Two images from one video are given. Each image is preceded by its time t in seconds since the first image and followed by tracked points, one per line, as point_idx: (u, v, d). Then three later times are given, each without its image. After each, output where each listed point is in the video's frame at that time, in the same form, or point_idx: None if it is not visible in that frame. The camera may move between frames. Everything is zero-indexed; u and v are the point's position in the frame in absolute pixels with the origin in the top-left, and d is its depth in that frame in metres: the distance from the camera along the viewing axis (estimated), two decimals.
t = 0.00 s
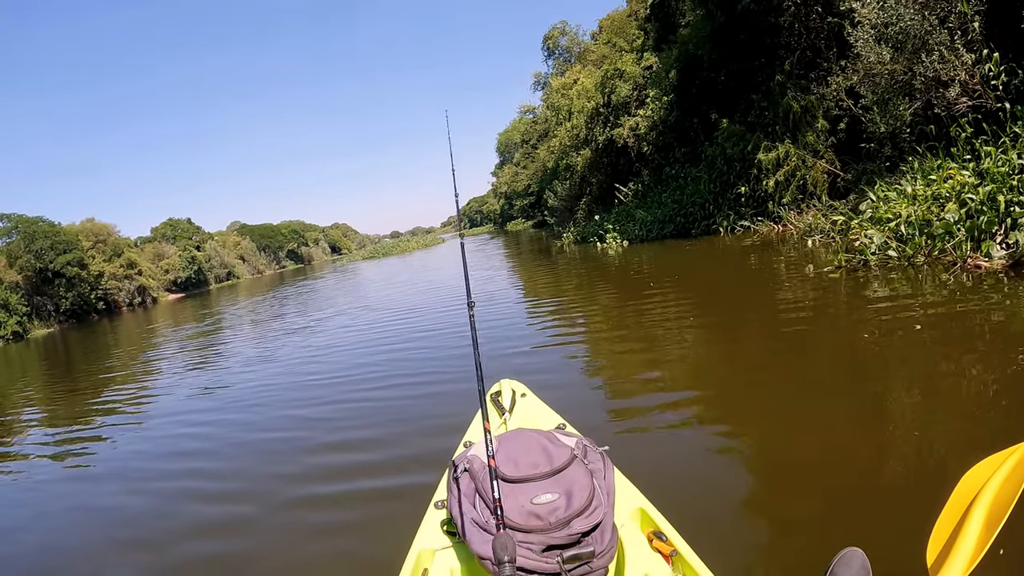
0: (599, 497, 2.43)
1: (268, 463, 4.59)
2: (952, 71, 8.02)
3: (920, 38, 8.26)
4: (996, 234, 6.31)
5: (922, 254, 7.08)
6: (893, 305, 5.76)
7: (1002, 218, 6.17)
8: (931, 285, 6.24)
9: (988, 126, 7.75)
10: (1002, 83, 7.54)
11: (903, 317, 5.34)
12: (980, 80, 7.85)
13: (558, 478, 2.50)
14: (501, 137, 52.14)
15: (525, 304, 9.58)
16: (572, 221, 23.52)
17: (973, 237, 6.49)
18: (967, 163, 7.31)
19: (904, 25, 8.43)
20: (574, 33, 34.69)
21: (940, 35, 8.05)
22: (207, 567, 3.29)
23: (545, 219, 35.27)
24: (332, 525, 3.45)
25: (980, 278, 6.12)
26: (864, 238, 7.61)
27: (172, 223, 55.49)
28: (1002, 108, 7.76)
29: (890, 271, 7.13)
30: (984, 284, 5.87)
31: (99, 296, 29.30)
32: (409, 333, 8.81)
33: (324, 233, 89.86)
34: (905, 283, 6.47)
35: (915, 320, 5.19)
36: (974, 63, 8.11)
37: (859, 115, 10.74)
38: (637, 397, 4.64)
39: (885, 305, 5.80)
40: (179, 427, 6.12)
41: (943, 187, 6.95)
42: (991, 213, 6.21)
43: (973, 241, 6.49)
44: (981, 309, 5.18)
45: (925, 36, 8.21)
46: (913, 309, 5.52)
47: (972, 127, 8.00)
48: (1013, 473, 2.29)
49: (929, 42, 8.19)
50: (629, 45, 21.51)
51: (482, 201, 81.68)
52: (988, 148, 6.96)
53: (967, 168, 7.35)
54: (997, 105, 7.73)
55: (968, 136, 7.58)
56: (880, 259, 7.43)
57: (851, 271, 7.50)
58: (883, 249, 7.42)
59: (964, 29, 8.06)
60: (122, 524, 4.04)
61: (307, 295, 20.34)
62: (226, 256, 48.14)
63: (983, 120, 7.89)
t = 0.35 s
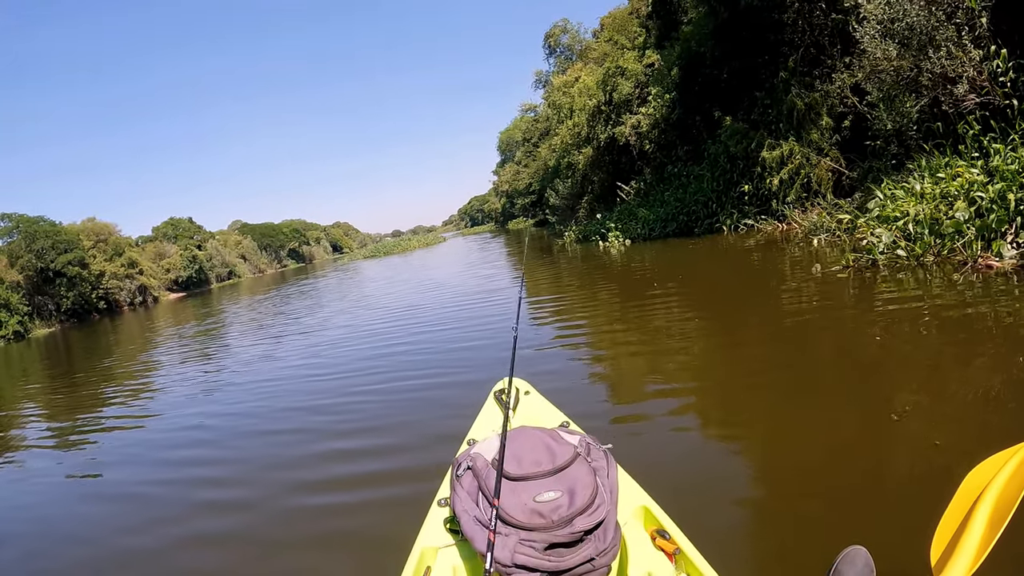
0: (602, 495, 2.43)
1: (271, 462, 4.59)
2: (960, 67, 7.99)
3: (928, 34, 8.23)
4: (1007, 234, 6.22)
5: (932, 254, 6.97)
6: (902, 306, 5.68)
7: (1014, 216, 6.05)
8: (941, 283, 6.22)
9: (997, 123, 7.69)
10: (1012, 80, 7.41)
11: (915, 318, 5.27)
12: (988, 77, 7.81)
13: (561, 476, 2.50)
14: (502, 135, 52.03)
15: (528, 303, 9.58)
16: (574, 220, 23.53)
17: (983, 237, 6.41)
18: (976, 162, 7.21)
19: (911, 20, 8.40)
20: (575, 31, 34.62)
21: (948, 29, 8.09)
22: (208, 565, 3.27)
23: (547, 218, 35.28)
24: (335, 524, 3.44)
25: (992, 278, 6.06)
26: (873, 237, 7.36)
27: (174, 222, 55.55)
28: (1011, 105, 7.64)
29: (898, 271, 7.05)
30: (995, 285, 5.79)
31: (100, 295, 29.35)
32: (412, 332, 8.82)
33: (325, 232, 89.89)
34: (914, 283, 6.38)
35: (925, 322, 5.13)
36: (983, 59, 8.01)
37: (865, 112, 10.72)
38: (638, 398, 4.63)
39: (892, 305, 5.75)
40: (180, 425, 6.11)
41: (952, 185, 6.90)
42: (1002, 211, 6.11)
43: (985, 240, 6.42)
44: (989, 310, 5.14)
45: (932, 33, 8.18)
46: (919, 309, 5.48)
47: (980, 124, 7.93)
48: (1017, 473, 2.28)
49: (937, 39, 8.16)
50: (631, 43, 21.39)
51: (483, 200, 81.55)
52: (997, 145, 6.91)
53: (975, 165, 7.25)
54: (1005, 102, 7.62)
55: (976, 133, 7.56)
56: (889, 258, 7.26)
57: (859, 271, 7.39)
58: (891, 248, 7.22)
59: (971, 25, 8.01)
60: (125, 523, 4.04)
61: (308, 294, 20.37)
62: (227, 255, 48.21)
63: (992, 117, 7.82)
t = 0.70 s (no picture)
0: (609, 492, 2.43)
1: (276, 460, 4.61)
2: (967, 63, 7.99)
3: (936, 30, 8.27)
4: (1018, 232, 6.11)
5: (942, 254, 6.89)
6: (911, 306, 5.63)
7: None
8: (952, 284, 6.11)
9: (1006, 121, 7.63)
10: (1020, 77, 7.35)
11: (924, 317, 5.23)
12: (997, 74, 7.73)
13: (567, 473, 2.51)
14: (504, 133, 51.96)
15: (531, 301, 9.59)
16: (575, 218, 23.52)
17: (994, 237, 6.34)
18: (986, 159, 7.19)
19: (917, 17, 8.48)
20: (576, 28, 34.54)
21: (956, 26, 8.11)
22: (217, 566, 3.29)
23: (548, 216, 35.27)
24: (341, 524, 3.44)
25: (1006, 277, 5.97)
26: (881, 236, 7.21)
27: (175, 221, 55.62)
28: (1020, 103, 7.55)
29: (910, 270, 6.95)
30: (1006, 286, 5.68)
31: (101, 294, 29.41)
32: (415, 330, 8.84)
33: (326, 231, 90.05)
34: (923, 283, 6.32)
35: (934, 321, 5.09)
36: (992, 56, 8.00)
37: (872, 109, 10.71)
38: (641, 397, 4.64)
39: (902, 305, 5.70)
40: (185, 425, 6.14)
41: (962, 183, 6.84)
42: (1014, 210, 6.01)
43: (996, 238, 6.35)
44: (998, 310, 5.10)
45: (941, 28, 8.23)
46: (928, 309, 5.42)
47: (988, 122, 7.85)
48: None
49: (945, 35, 8.21)
50: (633, 40, 21.28)
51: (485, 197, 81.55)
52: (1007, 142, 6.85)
53: (984, 163, 7.20)
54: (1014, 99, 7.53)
55: (985, 130, 7.50)
56: (899, 257, 7.15)
57: (868, 272, 7.27)
58: (901, 247, 7.09)
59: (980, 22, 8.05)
60: (131, 522, 4.05)
61: (310, 293, 20.39)
62: (228, 253, 48.26)
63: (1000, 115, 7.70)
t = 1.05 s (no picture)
0: (615, 488, 2.44)
1: (282, 457, 4.63)
2: (974, 61, 7.95)
3: (944, 27, 8.21)
4: None
5: (952, 253, 6.84)
6: (920, 306, 5.59)
7: None
8: (963, 283, 6.08)
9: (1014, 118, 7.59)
10: None
11: (932, 318, 5.19)
12: (1005, 71, 7.72)
13: (573, 469, 2.52)
14: (506, 132, 51.96)
15: (534, 300, 9.61)
16: (577, 217, 23.53)
17: (1006, 236, 6.28)
18: (994, 158, 7.15)
19: (926, 13, 8.41)
20: (578, 26, 34.53)
21: (964, 22, 8.05)
22: (224, 560, 3.30)
23: (550, 215, 35.27)
24: (347, 520, 3.45)
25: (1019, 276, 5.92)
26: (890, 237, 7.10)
27: (177, 220, 55.67)
28: None
29: (919, 271, 6.91)
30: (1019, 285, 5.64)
31: (103, 293, 29.44)
32: (419, 328, 8.87)
33: (327, 230, 90.11)
34: (932, 283, 6.27)
35: (942, 322, 5.06)
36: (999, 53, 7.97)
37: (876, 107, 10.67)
38: (643, 396, 4.66)
39: (910, 305, 5.67)
40: (189, 422, 6.16)
41: (971, 182, 6.78)
42: None
43: (1007, 237, 6.31)
44: (1006, 309, 5.09)
45: (948, 25, 8.16)
46: (936, 309, 5.40)
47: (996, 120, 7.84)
48: None
49: (953, 31, 8.16)
50: (635, 38, 21.22)
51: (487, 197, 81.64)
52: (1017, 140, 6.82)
53: (992, 162, 7.14)
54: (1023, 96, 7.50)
55: (993, 128, 7.46)
56: (908, 257, 7.06)
57: (876, 272, 7.20)
58: (910, 248, 7.05)
59: (988, 17, 7.97)
60: (136, 520, 4.07)
61: (312, 292, 20.41)
62: (230, 252, 48.31)
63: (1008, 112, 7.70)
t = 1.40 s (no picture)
0: (620, 483, 2.46)
1: (286, 453, 4.65)
2: (981, 58, 7.88)
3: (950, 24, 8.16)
4: None
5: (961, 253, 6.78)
6: (928, 306, 5.55)
7: None
8: (972, 283, 6.03)
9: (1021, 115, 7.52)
10: None
11: (941, 317, 5.14)
12: (1012, 68, 7.66)
13: (578, 465, 2.54)
14: (506, 130, 51.94)
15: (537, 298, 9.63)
16: (579, 216, 23.53)
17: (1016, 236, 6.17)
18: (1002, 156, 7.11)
19: (933, 9, 8.36)
20: (579, 24, 34.50)
21: (970, 18, 7.97)
22: (232, 557, 3.31)
23: (551, 214, 35.26)
24: (351, 516, 3.47)
25: None
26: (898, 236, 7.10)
27: (177, 219, 55.70)
28: None
29: (928, 270, 6.88)
30: None
31: (103, 292, 29.45)
32: (421, 325, 8.89)
33: (328, 229, 90.23)
34: (941, 283, 6.23)
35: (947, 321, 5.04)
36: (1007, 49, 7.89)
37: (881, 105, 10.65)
38: (646, 394, 4.69)
39: (919, 304, 5.64)
40: (192, 419, 6.17)
41: (979, 181, 6.73)
42: None
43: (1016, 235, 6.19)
44: (1014, 309, 5.05)
45: (955, 22, 8.10)
46: (943, 309, 5.36)
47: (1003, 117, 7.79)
48: None
49: (959, 27, 8.09)
50: (636, 36, 21.14)
51: (487, 195, 81.69)
52: None
53: (1001, 160, 7.10)
54: None
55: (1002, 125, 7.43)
56: (916, 257, 7.01)
57: (885, 271, 7.18)
58: (918, 247, 7.02)
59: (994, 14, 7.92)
60: (141, 516, 4.09)
61: (313, 290, 20.43)
62: (230, 251, 48.33)
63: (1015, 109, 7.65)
